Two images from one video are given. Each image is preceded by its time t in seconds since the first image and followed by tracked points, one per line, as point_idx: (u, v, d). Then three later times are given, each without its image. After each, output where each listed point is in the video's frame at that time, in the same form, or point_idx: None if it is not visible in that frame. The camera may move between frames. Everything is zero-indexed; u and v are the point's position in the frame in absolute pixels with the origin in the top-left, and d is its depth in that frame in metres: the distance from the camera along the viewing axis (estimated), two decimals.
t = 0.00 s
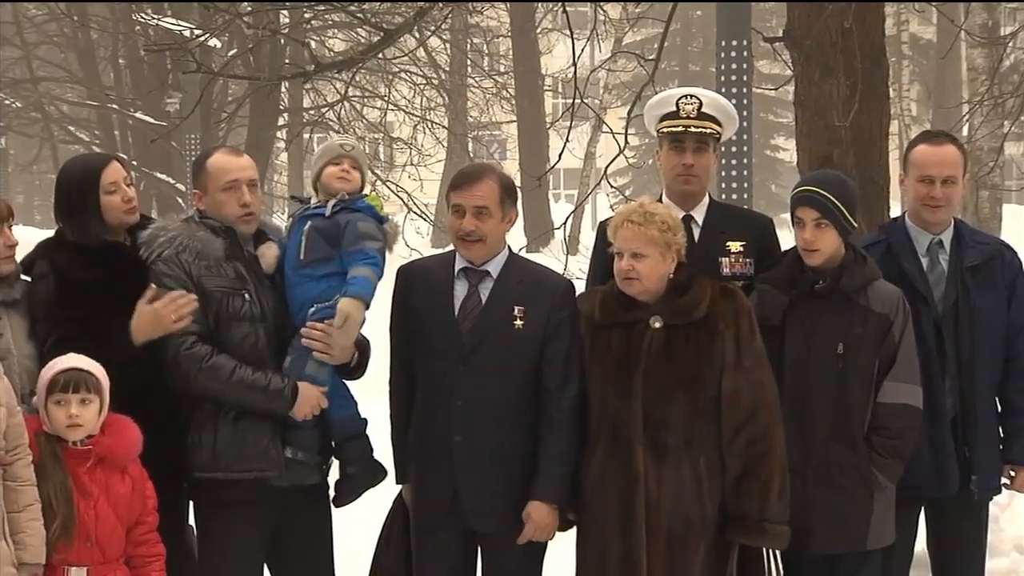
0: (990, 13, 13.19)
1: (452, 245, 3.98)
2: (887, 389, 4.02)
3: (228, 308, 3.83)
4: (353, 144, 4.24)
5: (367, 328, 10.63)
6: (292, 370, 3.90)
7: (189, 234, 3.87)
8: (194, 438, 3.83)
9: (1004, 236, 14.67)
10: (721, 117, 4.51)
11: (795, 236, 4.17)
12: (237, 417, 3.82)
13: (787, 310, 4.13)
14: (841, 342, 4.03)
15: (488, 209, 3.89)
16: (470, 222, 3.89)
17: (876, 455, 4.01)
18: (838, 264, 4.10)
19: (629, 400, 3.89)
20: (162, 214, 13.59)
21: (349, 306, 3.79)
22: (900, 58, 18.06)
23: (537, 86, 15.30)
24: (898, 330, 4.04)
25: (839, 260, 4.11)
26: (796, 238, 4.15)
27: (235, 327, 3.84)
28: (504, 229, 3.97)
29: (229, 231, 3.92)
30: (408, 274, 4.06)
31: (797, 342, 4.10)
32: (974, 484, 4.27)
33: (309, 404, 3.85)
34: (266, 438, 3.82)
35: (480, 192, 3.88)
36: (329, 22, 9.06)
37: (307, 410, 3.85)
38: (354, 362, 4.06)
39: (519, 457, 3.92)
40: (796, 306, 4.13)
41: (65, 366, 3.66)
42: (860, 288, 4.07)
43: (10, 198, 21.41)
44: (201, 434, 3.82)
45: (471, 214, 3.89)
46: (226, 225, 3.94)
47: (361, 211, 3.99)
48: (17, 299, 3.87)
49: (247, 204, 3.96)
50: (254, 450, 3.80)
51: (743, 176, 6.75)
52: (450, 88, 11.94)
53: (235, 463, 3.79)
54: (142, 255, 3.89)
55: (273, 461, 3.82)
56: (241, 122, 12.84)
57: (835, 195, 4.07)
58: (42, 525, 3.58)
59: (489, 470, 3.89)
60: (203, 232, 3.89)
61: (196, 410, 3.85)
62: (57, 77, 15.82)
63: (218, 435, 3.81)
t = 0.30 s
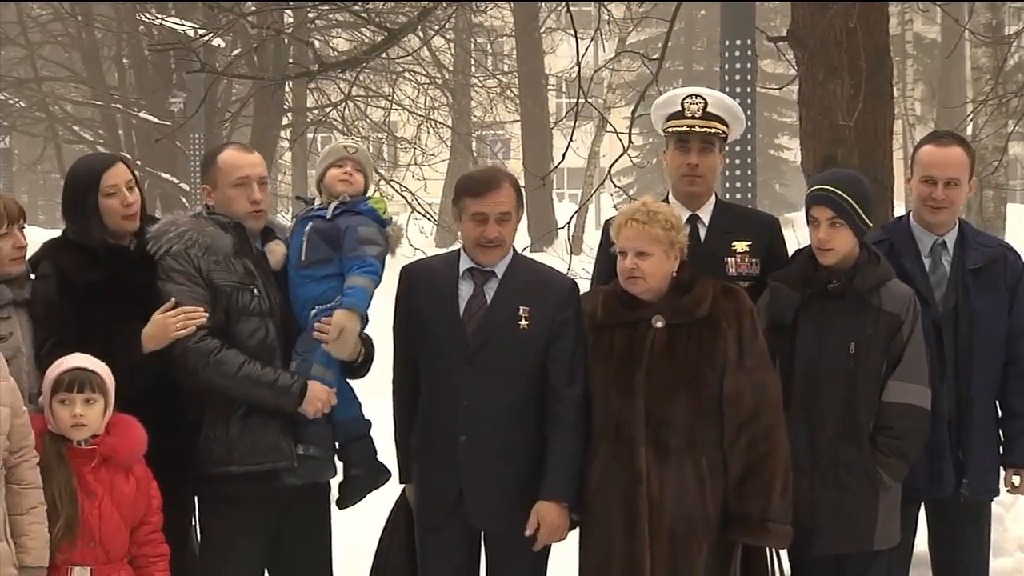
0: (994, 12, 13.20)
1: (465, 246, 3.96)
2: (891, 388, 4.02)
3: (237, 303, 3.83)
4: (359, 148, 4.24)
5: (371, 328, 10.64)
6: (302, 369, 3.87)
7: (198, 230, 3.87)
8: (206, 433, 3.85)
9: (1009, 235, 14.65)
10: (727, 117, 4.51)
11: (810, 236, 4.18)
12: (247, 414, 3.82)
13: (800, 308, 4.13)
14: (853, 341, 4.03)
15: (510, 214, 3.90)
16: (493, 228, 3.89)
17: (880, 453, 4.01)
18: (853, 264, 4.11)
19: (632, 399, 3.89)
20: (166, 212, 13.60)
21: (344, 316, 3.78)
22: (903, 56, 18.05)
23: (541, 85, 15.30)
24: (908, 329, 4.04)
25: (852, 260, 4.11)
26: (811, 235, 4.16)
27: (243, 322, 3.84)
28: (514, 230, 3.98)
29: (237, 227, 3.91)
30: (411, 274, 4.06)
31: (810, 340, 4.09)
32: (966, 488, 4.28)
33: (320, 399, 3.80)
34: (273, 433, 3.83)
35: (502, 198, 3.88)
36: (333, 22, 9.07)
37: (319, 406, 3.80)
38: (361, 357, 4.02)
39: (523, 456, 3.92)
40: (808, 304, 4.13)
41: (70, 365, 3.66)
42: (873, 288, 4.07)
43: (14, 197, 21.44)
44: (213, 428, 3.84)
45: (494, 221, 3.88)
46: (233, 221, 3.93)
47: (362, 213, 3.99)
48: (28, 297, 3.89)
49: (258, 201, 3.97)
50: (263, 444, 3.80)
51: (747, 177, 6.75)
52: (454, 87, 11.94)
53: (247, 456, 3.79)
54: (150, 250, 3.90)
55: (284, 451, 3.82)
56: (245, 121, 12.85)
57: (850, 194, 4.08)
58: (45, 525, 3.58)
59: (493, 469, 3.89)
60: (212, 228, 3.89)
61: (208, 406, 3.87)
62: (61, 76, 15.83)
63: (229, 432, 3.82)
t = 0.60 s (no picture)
0: (996, 11, 13.19)
1: (466, 242, 3.96)
2: (900, 388, 4.01)
3: (241, 301, 3.83)
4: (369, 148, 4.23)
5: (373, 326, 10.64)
6: (299, 359, 3.89)
7: (201, 228, 3.86)
8: (204, 431, 3.83)
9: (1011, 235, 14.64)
10: (729, 117, 4.51)
11: (819, 234, 4.18)
12: (249, 411, 3.82)
13: (808, 306, 4.12)
14: (860, 339, 4.03)
15: (508, 206, 3.90)
16: (492, 221, 3.89)
17: (883, 453, 4.01)
18: (862, 263, 4.12)
19: (633, 397, 3.89)
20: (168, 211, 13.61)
21: (347, 326, 3.77)
22: (906, 55, 18.05)
23: (543, 83, 15.30)
24: (917, 329, 4.04)
25: (862, 258, 4.12)
26: (821, 233, 4.16)
27: (250, 318, 3.83)
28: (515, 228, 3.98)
29: (239, 226, 3.91)
30: (412, 273, 4.06)
31: (816, 337, 4.09)
32: (970, 488, 4.28)
33: (336, 383, 3.89)
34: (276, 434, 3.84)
35: (501, 190, 3.89)
36: (336, 21, 9.07)
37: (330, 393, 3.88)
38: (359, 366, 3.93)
39: (525, 455, 3.92)
40: (817, 302, 4.12)
41: (72, 365, 3.66)
42: (883, 287, 4.07)
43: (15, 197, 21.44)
44: (213, 424, 3.82)
45: (493, 213, 3.89)
46: (236, 220, 3.93)
47: (368, 218, 3.99)
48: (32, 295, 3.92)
49: (258, 198, 3.96)
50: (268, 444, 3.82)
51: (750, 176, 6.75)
52: (456, 86, 11.94)
53: (243, 457, 3.78)
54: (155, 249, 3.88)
55: (280, 454, 3.83)
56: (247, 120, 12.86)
57: (860, 192, 4.08)
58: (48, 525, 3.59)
59: (494, 467, 3.89)
60: (214, 226, 3.87)
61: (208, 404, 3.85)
62: (63, 75, 15.83)
63: (231, 431, 3.80)
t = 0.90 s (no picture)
0: (995, 10, 13.18)
1: (459, 241, 3.97)
2: (896, 383, 4.03)
3: (242, 304, 3.83)
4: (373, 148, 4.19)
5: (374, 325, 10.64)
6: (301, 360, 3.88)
7: (201, 230, 3.87)
8: (208, 431, 3.84)
9: (1010, 233, 14.64)
10: (728, 117, 4.52)
11: (806, 231, 4.20)
12: (253, 411, 3.83)
13: (796, 304, 4.13)
14: (850, 334, 4.04)
15: (496, 203, 3.90)
16: (478, 216, 3.89)
17: (883, 450, 4.01)
18: (850, 257, 4.13)
19: (633, 393, 3.89)
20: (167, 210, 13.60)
21: (371, 279, 3.79)
22: (905, 54, 18.05)
23: (543, 82, 15.30)
24: (909, 324, 4.05)
25: (847, 253, 4.13)
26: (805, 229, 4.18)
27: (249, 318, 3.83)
28: (510, 226, 3.98)
29: (240, 227, 3.90)
30: (411, 272, 4.06)
31: (807, 335, 4.10)
32: (982, 485, 4.30)
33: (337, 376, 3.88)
34: (278, 435, 3.85)
35: (489, 185, 3.89)
36: (335, 19, 9.08)
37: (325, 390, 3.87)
38: (365, 366, 4.00)
39: (525, 453, 3.92)
40: (807, 299, 4.13)
41: (70, 364, 3.66)
42: (870, 281, 4.08)
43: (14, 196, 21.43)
44: (217, 426, 3.82)
45: (479, 209, 3.89)
46: (238, 220, 3.94)
47: (374, 219, 3.98)
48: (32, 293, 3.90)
49: (250, 198, 3.95)
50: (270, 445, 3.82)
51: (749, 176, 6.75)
52: (456, 84, 11.94)
53: (249, 457, 3.79)
54: (155, 252, 3.91)
55: (286, 455, 3.84)
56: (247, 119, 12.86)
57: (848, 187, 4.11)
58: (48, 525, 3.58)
59: (494, 466, 3.89)
60: (214, 228, 3.88)
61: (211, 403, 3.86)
62: (61, 74, 15.82)
63: (234, 431, 3.81)
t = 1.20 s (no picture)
0: (996, 10, 13.17)
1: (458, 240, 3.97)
2: (889, 379, 4.03)
3: (247, 302, 3.84)
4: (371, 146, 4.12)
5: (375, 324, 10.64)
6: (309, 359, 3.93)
7: (203, 230, 3.85)
8: (217, 431, 3.84)
9: (1011, 232, 14.62)
10: (729, 117, 4.52)
11: (795, 231, 4.21)
12: (261, 410, 3.84)
13: (789, 301, 4.14)
14: (842, 330, 4.04)
15: (496, 202, 3.89)
16: (477, 215, 3.89)
17: (881, 448, 4.02)
18: (839, 256, 4.13)
19: (633, 391, 3.90)
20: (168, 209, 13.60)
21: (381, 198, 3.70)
22: (906, 53, 18.04)
23: (543, 80, 15.30)
24: (901, 320, 4.05)
25: (837, 251, 4.13)
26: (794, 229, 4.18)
27: (255, 318, 3.85)
28: (510, 225, 3.97)
29: (241, 225, 3.90)
30: (412, 271, 4.06)
31: (799, 331, 4.11)
32: (978, 486, 4.29)
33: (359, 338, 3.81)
34: (287, 433, 3.85)
35: (489, 184, 3.89)
36: (336, 18, 9.06)
37: (346, 360, 3.82)
38: (369, 363, 4.03)
39: (527, 452, 3.93)
40: (798, 296, 4.14)
41: (71, 362, 3.66)
42: (861, 278, 4.08)
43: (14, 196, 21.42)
44: (228, 425, 3.83)
45: (479, 208, 3.89)
46: (237, 219, 3.92)
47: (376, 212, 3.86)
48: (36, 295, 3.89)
49: (256, 197, 3.95)
50: (278, 443, 3.82)
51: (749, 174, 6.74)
52: (456, 84, 11.93)
53: (260, 456, 3.80)
54: (156, 253, 3.87)
55: (297, 452, 3.84)
56: (246, 117, 12.85)
57: (832, 185, 4.10)
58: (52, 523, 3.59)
59: (496, 465, 3.89)
60: (216, 227, 3.87)
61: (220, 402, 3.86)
62: (62, 72, 15.82)
63: (243, 431, 3.82)
